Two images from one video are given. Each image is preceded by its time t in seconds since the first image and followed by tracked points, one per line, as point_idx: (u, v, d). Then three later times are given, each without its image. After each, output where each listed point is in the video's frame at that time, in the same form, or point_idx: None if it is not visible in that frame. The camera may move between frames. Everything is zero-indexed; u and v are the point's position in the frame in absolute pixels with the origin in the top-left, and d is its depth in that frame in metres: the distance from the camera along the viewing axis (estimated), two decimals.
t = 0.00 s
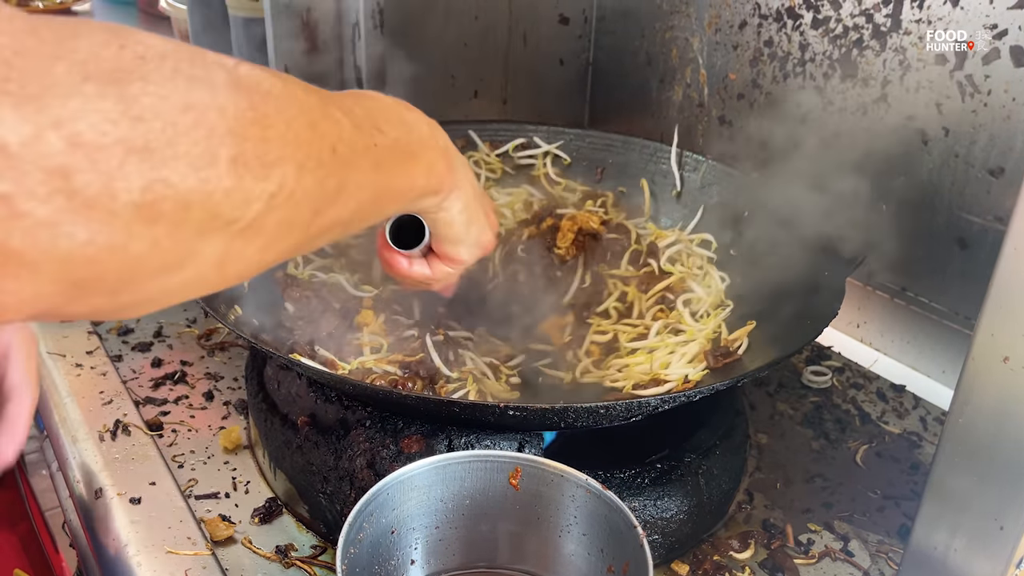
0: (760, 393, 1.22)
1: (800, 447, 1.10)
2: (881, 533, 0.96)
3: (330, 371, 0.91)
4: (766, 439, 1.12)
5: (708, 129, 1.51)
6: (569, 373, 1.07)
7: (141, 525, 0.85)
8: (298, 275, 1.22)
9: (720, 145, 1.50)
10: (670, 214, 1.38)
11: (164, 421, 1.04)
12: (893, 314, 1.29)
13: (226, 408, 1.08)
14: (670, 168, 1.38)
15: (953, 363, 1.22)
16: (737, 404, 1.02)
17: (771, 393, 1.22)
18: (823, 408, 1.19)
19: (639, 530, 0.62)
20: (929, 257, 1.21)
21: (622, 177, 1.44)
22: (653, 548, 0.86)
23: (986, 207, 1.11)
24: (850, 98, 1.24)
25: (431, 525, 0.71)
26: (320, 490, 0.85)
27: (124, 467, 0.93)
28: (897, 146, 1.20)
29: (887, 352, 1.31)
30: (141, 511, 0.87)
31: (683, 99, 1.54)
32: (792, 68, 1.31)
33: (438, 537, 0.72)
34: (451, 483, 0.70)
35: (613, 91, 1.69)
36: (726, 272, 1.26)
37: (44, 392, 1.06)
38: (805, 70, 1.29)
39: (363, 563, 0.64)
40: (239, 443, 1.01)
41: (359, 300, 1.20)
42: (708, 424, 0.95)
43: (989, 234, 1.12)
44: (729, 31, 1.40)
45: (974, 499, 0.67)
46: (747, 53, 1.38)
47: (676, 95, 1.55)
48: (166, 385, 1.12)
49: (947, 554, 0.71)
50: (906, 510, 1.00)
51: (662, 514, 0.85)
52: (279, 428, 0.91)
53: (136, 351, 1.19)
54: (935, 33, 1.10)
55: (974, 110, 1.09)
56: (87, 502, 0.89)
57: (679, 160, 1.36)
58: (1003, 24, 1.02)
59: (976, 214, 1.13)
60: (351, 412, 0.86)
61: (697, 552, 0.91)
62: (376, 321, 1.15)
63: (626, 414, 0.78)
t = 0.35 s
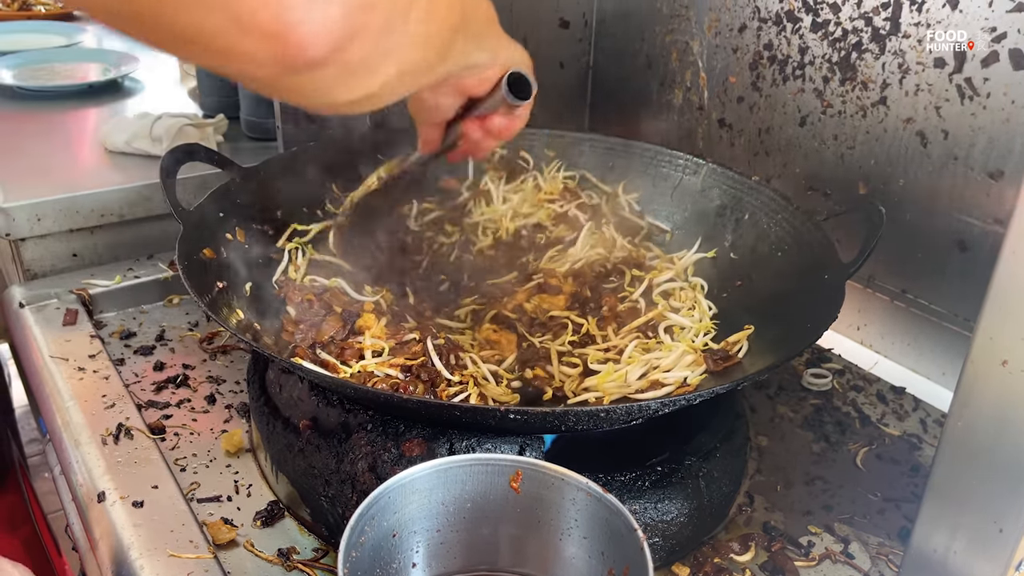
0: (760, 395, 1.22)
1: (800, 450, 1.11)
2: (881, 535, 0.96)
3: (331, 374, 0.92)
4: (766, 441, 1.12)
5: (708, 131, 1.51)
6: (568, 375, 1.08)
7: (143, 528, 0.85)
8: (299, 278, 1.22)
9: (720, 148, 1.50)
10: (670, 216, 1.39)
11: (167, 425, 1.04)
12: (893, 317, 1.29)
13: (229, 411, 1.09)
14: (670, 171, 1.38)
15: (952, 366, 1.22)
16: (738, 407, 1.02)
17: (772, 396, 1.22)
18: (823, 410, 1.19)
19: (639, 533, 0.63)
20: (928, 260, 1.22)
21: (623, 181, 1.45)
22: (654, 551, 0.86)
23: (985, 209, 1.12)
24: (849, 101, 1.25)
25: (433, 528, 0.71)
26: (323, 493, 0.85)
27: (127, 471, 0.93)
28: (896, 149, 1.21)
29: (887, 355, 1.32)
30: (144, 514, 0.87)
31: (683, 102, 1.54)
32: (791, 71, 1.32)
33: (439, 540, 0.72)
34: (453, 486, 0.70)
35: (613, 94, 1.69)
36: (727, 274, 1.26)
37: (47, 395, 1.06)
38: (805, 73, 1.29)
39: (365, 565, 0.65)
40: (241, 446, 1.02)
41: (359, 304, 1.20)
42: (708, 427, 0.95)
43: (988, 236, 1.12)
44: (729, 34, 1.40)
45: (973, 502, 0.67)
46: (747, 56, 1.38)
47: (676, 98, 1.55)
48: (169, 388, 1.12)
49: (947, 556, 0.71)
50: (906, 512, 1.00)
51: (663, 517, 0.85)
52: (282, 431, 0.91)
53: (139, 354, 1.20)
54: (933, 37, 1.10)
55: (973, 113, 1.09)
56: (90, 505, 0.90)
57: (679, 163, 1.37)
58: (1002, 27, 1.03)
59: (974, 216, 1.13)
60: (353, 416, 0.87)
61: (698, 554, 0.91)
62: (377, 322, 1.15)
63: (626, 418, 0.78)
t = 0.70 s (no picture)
0: (756, 397, 1.22)
1: (796, 451, 1.11)
2: (876, 536, 0.96)
3: (327, 377, 0.92)
4: (761, 442, 1.12)
5: (703, 134, 1.52)
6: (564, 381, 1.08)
7: (139, 531, 0.85)
8: (295, 281, 1.22)
9: (716, 150, 1.51)
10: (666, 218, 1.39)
11: (163, 427, 1.05)
12: (888, 318, 1.30)
13: (225, 414, 1.09)
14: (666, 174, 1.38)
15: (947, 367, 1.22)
16: (732, 408, 1.02)
17: (767, 397, 1.22)
18: (819, 411, 1.20)
19: (632, 535, 0.63)
20: (923, 262, 1.22)
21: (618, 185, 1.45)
22: (648, 552, 0.86)
23: (979, 211, 1.12)
24: (843, 103, 1.25)
25: (426, 530, 0.71)
26: (318, 495, 0.85)
27: (123, 474, 0.93)
28: (891, 151, 1.21)
29: (883, 356, 1.32)
30: (139, 517, 0.87)
31: (680, 104, 1.55)
32: (786, 74, 1.32)
33: (433, 541, 0.72)
34: (446, 488, 0.70)
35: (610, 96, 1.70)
36: (722, 276, 1.27)
37: (44, 398, 1.06)
38: (800, 76, 1.30)
39: (359, 567, 0.65)
40: (237, 448, 1.02)
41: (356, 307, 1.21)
42: (703, 428, 0.96)
43: (982, 238, 1.13)
44: (725, 36, 1.41)
45: (965, 503, 0.68)
46: (743, 58, 1.39)
47: (672, 101, 1.56)
48: (165, 392, 1.12)
49: (940, 557, 0.71)
50: (900, 514, 1.00)
51: (656, 518, 0.86)
52: (277, 434, 0.91)
53: (136, 357, 1.20)
54: (927, 39, 1.11)
55: (967, 115, 1.10)
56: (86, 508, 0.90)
57: (676, 165, 1.36)
58: (996, 30, 1.03)
59: (969, 217, 1.14)
60: (348, 418, 0.87)
61: (692, 555, 0.91)
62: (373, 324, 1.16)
63: (619, 419, 0.79)
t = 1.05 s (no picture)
0: (753, 398, 1.22)
1: (793, 452, 1.11)
2: (872, 536, 0.96)
3: (324, 378, 0.92)
4: (759, 443, 1.12)
5: (701, 136, 1.52)
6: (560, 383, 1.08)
7: (137, 533, 0.85)
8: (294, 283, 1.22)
9: (713, 151, 1.51)
10: (664, 219, 1.39)
11: (162, 429, 1.05)
12: (885, 319, 1.30)
13: (223, 415, 1.09)
14: (664, 175, 1.38)
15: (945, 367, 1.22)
16: (730, 409, 1.02)
17: (765, 398, 1.22)
18: (816, 413, 1.20)
19: (628, 536, 0.63)
20: (920, 263, 1.22)
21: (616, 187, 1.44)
22: (645, 553, 0.87)
23: (976, 212, 1.12)
24: (841, 104, 1.25)
25: (423, 531, 0.71)
26: (315, 496, 0.85)
27: (122, 475, 0.93)
28: (888, 152, 1.21)
29: (881, 357, 1.32)
30: (138, 518, 0.87)
31: (677, 106, 1.55)
32: (784, 75, 1.32)
33: (430, 542, 0.72)
34: (443, 488, 0.70)
35: (608, 98, 1.70)
36: (719, 276, 1.27)
37: (42, 400, 1.06)
38: (797, 77, 1.30)
39: (355, 568, 0.65)
40: (235, 450, 1.02)
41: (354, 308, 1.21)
42: (700, 429, 0.96)
43: (979, 238, 1.13)
44: (722, 38, 1.41)
45: (960, 504, 0.68)
46: (740, 60, 1.39)
47: (670, 103, 1.56)
48: (163, 393, 1.12)
49: (936, 557, 0.72)
50: (897, 514, 1.00)
51: (654, 519, 0.86)
52: (275, 435, 0.91)
53: (134, 359, 1.20)
54: (924, 40, 1.11)
55: (964, 116, 1.10)
56: (84, 510, 0.90)
57: (674, 167, 1.36)
58: (992, 31, 1.04)
59: (966, 218, 1.14)
60: (346, 419, 0.87)
61: (689, 556, 0.91)
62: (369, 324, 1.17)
63: (616, 420, 0.79)
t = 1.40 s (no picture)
0: (752, 400, 1.22)
1: (791, 453, 1.11)
2: (871, 538, 0.96)
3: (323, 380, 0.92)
4: (757, 445, 1.12)
5: (700, 138, 1.52)
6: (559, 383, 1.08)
7: (136, 535, 0.86)
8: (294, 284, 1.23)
9: (712, 154, 1.51)
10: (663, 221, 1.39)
11: (161, 431, 1.05)
12: (884, 321, 1.30)
13: (222, 417, 1.09)
14: (663, 177, 1.39)
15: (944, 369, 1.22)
16: (729, 411, 1.02)
17: (764, 400, 1.22)
18: (815, 414, 1.20)
19: (626, 538, 0.63)
20: (919, 265, 1.22)
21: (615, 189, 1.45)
22: (644, 555, 0.87)
23: (974, 213, 1.12)
24: (839, 107, 1.25)
25: (422, 533, 0.72)
26: (314, 499, 0.85)
27: (121, 477, 0.94)
28: (886, 154, 1.21)
29: (879, 359, 1.32)
30: (137, 520, 0.87)
31: (677, 108, 1.55)
32: (782, 77, 1.33)
33: (429, 544, 0.72)
34: (442, 490, 0.71)
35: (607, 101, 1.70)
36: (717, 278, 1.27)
37: (41, 402, 1.07)
38: (795, 79, 1.30)
39: (353, 571, 0.65)
40: (234, 452, 1.02)
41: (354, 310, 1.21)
42: (698, 431, 0.96)
43: (977, 240, 1.13)
44: (721, 40, 1.41)
45: (956, 505, 0.68)
46: (739, 62, 1.39)
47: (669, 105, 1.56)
48: (163, 395, 1.13)
49: (933, 559, 0.72)
50: (896, 516, 1.00)
51: (652, 520, 0.86)
52: (274, 437, 0.91)
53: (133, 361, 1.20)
54: (921, 43, 1.12)
55: (962, 118, 1.10)
56: (83, 512, 0.90)
57: (672, 169, 1.38)
58: (989, 33, 1.04)
59: (964, 220, 1.14)
60: (344, 421, 0.87)
61: (687, 558, 0.91)
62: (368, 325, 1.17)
63: (614, 422, 0.79)
